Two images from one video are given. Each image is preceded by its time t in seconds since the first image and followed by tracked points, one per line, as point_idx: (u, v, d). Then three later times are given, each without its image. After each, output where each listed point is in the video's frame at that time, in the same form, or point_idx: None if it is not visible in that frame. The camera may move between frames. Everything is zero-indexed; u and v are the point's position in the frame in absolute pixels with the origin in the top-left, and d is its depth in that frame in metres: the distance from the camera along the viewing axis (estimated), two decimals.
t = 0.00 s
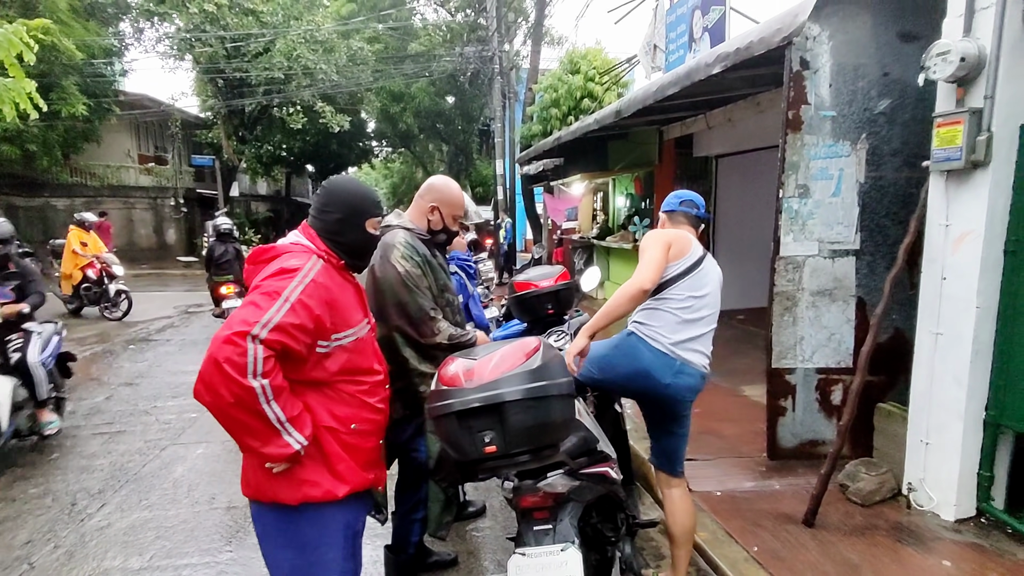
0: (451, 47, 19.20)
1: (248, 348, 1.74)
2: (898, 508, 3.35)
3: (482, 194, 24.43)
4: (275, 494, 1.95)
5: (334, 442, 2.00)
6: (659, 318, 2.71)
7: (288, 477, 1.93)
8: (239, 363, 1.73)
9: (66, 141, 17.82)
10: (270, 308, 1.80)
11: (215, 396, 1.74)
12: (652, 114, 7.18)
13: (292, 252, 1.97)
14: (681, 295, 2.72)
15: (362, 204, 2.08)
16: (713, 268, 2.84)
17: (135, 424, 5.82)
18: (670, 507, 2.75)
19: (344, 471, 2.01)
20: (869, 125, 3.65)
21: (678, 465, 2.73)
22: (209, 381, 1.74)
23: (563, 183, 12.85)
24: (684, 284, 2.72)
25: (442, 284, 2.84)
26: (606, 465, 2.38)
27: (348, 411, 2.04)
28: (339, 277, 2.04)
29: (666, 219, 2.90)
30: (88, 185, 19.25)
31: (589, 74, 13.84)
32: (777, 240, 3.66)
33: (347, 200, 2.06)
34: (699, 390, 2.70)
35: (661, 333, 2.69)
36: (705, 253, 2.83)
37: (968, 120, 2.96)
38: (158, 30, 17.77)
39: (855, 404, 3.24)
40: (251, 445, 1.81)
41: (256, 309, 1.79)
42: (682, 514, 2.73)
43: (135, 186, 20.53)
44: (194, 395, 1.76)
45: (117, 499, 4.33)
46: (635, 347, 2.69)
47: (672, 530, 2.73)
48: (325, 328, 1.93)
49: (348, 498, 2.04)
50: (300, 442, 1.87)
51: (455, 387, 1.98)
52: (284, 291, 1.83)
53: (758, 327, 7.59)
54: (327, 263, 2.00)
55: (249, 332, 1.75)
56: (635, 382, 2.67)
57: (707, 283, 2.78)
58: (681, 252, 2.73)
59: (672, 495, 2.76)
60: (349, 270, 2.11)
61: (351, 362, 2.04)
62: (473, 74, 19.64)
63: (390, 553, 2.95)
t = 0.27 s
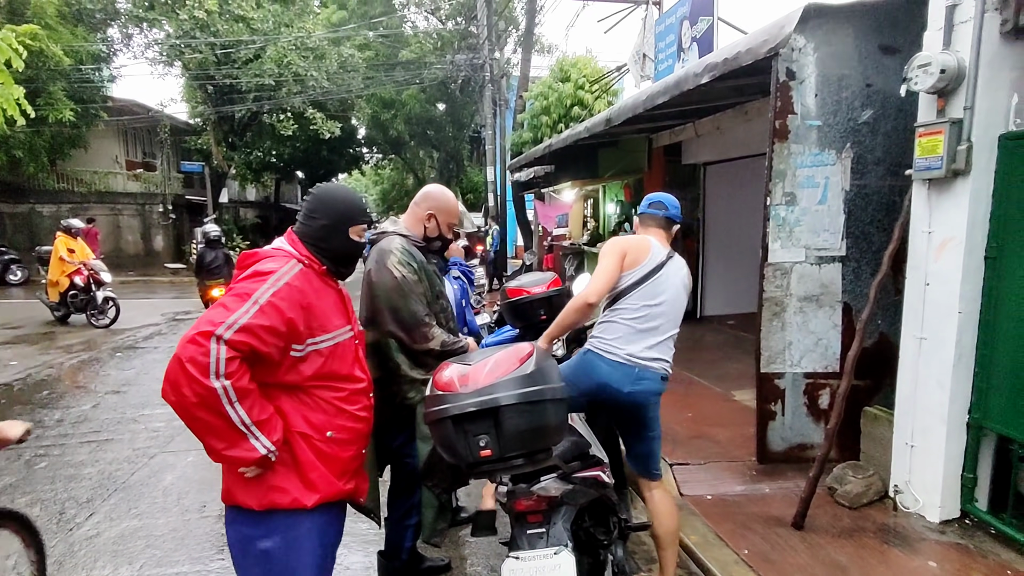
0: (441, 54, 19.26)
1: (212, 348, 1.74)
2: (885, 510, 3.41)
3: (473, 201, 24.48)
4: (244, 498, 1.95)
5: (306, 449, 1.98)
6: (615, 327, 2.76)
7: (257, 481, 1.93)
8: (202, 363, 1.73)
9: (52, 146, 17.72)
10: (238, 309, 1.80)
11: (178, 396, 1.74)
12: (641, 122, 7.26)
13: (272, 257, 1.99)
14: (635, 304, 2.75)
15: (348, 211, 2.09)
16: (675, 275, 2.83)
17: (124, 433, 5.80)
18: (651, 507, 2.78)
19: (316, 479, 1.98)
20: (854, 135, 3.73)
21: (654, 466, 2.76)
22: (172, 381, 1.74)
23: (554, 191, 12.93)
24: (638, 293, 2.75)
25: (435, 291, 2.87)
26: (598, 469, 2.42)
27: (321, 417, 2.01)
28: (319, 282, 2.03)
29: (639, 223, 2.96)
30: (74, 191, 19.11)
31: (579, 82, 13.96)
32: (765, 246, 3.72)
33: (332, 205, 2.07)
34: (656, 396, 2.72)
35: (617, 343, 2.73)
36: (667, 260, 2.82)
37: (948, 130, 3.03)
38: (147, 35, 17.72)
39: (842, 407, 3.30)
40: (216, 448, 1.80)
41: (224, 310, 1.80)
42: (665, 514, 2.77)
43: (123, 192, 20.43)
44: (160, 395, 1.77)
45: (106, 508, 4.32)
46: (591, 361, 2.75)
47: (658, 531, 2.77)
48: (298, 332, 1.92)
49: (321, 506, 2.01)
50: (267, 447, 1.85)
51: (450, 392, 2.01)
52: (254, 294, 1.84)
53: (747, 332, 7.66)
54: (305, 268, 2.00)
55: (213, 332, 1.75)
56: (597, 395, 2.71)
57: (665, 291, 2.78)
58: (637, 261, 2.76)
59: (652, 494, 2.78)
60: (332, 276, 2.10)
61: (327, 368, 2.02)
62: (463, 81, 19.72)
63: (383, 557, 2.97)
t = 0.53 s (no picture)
0: (435, 62, 19.30)
1: (172, 376, 1.68)
2: (874, 514, 3.45)
3: (466, 208, 24.51)
4: (213, 523, 1.90)
5: (278, 472, 1.92)
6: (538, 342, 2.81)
7: (226, 505, 1.88)
8: (161, 391, 1.67)
9: (43, 153, 17.63)
10: (199, 332, 1.73)
11: (138, 426, 1.69)
12: (633, 130, 7.32)
13: (238, 270, 1.91)
14: (551, 318, 2.77)
15: (319, 219, 1.98)
16: (596, 283, 2.75)
17: (115, 441, 5.78)
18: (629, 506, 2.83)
19: (288, 503, 1.93)
20: (841, 143, 3.79)
21: (625, 464, 2.81)
22: (131, 410, 1.69)
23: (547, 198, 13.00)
24: (552, 307, 2.77)
25: (428, 296, 2.93)
26: (590, 475, 2.41)
27: (293, 437, 1.95)
28: (289, 297, 1.95)
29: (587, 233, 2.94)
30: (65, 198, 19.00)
31: (572, 90, 14.05)
32: (755, 254, 3.76)
33: (303, 213, 1.97)
34: (589, 409, 2.69)
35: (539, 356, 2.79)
36: (583, 268, 2.77)
37: (932, 139, 3.09)
38: (139, 42, 17.72)
39: (831, 412, 3.34)
40: (180, 477, 1.75)
41: (184, 333, 1.73)
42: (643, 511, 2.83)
43: (114, 199, 20.34)
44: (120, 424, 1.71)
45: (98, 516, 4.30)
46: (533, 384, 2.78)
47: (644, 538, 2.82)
48: (265, 352, 1.85)
49: (294, 528, 1.96)
50: (234, 474, 1.79)
51: (443, 398, 2.02)
52: (216, 315, 1.76)
53: (739, 338, 7.71)
54: (274, 282, 1.92)
55: (173, 358, 1.68)
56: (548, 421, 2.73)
57: (581, 301, 2.73)
58: (550, 275, 2.80)
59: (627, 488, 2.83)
60: (303, 288, 2.03)
61: (299, 386, 1.96)
62: (457, 89, 19.79)
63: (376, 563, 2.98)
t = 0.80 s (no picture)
0: (432, 67, 19.33)
1: (115, 421, 1.43)
2: (870, 519, 3.46)
3: (463, 213, 24.55)
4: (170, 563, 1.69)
5: (242, 509, 1.72)
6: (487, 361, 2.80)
7: (188, 544, 1.68)
8: (104, 439, 1.42)
9: (39, 159, 17.60)
10: (149, 367, 1.49)
11: (77, 478, 1.44)
12: (629, 136, 7.36)
13: (193, 290, 1.66)
14: (497, 334, 2.72)
15: (287, 232, 1.75)
16: (535, 291, 2.65)
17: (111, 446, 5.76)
18: (618, 501, 2.78)
19: (255, 541, 1.74)
20: (835, 150, 3.82)
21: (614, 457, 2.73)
22: (68, 461, 1.44)
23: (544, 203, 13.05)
24: (495, 324, 2.72)
25: (418, 299, 2.95)
26: (585, 480, 2.44)
27: (259, 471, 1.75)
28: (251, 317, 1.73)
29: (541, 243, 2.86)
30: (61, 203, 18.95)
31: (568, 96, 14.12)
32: (751, 259, 3.78)
33: (271, 227, 1.74)
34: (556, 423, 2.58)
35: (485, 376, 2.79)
36: (520, 278, 2.69)
37: (925, 146, 3.12)
38: (137, 48, 17.75)
39: (826, 417, 3.36)
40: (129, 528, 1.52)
41: (129, 370, 1.48)
42: (629, 507, 2.78)
43: (110, 205, 20.32)
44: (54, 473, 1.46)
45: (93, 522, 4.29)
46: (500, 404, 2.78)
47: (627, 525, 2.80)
48: (225, 385, 1.62)
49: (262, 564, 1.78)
50: (194, 517, 1.58)
51: (434, 406, 2.03)
52: (168, 345, 1.52)
53: (735, 343, 7.73)
54: (233, 301, 1.70)
55: (116, 400, 1.44)
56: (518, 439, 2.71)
57: (519, 312, 2.65)
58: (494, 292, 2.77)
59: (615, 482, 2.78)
60: (267, 306, 1.81)
61: (265, 416, 1.75)
62: (453, 95, 19.84)
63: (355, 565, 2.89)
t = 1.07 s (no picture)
0: (432, 70, 19.35)
1: (97, 455, 1.41)
2: (871, 522, 3.45)
3: (464, 216, 24.55)
4: None
5: (226, 527, 1.74)
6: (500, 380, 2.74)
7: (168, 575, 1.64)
8: (87, 475, 1.41)
9: (40, 161, 17.60)
10: (128, 397, 1.47)
11: (58, 516, 1.41)
12: (630, 139, 7.37)
13: (166, 307, 1.65)
14: (507, 351, 2.66)
15: (262, 244, 1.77)
16: (544, 301, 2.62)
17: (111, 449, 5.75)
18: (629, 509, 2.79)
19: (238, 557, 1.77)
20: (836, 152, 3.82)
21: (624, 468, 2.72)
22: (48, 498, 1.41)
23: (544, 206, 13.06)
24: (505, 340, 2.65)
25: (404, 300, 2.90)
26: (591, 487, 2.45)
27: (239, 487, 1.77)
28: (227, 332, 1.75)
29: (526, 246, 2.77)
30: (62, 205, 18.93)
31: (569, 99, 14.14)
32: (751, 262, 3.78)
33: (245, 237, 1.76)
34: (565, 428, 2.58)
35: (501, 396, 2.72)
36: (525, 290, 2.63)
37: (925, 149, 3.13)
38: (137, 51, 17.76)
39: (827, 420, 3.36)
40: (114, 560, 1.51)
41: (107, 401, 1.45)
42: (640, 517, 2.79)
43: (111, 207, 20.32)
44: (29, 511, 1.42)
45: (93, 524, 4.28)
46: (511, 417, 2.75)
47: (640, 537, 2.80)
48: (207, 406, 1.63)
49: None
50: (181, 542, 1.59)
51: (448, 409, 2.05)
52: (147, 371, 1.50)
53: (736, 346, 7.72)
54: (208, 317, 1.70)
55: (98, 433, 1.42)
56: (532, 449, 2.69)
57: (532, 326, 2.61)
58: (497, 306, 2.68)
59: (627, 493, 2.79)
60: (242, 315, 1.83)
61: (244, 433, 1.78)
62: (454, 97, 19.86)
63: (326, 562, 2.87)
